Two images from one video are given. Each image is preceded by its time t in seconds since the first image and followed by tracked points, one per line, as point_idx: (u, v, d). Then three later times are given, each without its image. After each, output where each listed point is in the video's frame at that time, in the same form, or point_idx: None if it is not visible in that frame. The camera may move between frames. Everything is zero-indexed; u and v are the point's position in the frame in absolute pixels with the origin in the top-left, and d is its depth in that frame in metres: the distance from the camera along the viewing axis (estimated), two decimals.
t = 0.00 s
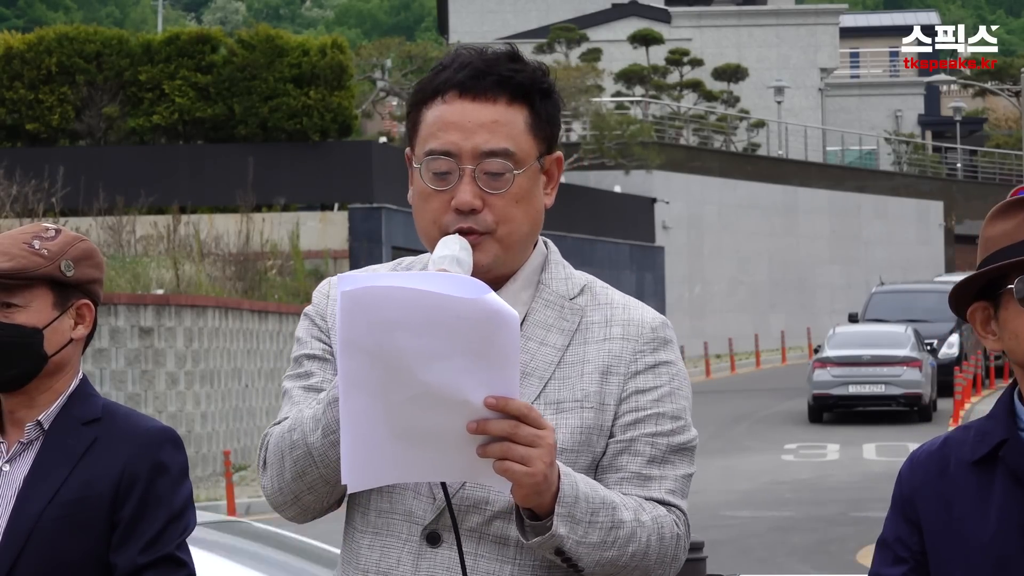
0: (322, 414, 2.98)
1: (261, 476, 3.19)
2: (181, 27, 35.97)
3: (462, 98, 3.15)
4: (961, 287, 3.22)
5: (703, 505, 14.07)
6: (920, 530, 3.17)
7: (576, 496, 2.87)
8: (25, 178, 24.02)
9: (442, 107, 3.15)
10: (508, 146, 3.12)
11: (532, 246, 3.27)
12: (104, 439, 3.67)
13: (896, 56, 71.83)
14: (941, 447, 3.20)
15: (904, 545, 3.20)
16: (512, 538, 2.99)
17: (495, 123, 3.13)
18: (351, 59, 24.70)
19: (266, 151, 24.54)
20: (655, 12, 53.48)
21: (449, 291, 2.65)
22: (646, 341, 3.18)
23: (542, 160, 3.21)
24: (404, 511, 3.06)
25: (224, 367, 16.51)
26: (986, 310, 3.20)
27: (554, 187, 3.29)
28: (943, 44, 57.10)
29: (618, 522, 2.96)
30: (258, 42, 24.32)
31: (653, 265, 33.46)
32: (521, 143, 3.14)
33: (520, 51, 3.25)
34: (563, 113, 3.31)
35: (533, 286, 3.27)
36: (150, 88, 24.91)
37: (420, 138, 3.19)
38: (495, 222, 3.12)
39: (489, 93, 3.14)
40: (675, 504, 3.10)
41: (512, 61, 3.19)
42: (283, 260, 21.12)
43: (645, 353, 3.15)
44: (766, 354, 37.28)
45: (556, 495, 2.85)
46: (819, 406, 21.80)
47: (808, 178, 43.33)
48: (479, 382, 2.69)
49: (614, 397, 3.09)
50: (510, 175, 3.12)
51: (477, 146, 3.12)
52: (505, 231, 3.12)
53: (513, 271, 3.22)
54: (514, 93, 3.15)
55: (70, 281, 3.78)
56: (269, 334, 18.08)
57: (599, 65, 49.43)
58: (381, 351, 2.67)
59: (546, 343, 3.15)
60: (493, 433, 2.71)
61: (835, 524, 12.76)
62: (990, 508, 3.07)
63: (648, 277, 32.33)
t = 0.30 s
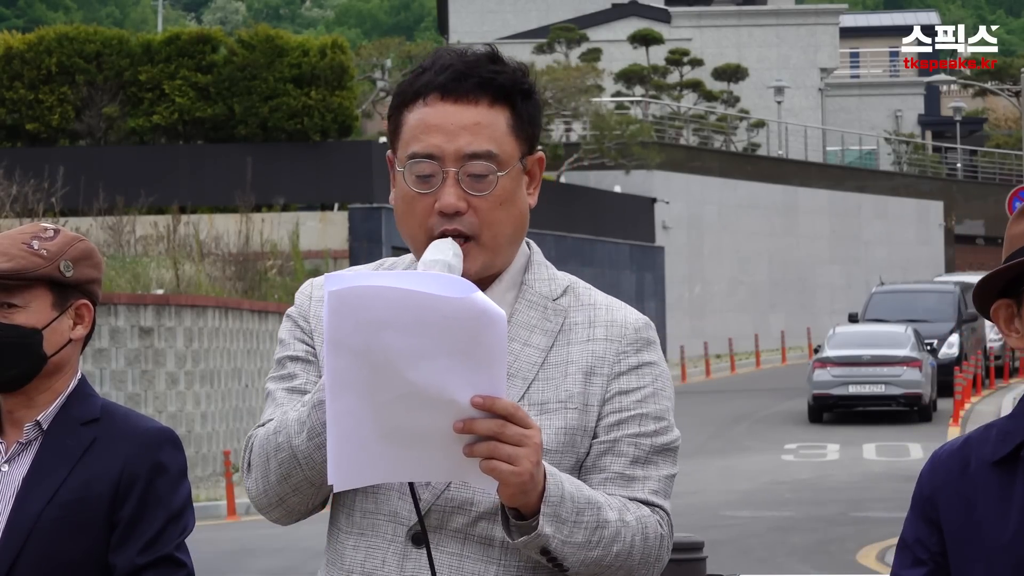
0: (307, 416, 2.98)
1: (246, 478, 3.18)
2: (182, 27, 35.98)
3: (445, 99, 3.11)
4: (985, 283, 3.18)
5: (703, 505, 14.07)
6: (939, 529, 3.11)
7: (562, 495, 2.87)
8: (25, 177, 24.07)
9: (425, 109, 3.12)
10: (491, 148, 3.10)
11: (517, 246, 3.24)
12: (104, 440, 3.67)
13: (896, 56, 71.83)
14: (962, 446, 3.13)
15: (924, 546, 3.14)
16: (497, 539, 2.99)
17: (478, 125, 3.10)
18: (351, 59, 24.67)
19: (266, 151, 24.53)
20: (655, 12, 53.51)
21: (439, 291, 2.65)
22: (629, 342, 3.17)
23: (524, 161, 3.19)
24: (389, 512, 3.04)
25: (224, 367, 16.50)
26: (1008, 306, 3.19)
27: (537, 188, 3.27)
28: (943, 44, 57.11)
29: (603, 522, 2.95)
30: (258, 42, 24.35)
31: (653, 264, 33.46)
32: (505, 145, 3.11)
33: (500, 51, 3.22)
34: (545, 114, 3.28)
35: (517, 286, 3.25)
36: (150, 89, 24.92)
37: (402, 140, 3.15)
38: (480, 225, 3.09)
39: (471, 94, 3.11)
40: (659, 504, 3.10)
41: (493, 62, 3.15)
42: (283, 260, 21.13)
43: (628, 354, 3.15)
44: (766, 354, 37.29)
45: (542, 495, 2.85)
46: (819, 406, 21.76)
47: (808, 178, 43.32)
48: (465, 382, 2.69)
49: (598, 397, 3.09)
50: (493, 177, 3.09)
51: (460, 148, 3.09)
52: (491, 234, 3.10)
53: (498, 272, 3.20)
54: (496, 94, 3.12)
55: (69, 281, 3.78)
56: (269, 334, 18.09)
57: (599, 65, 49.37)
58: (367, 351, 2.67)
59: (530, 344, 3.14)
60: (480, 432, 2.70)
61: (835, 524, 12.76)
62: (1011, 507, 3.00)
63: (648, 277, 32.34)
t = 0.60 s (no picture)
0: (301, 423, 2.97)
1: (240, 483, 3.17)
2: (181, 27, 35.97)
3: (438, 98, 3.11)
4: (996, 280, 3.18)
5: (703, 505, 14.06)
6: (954, 523, 3.06)
7: (559, 495, 2.87)
8: (25, 177, 24.09)
9: (419, 109, 3.12)
10: (486, 147, 3.10)
11: (510, 245, 3.24)
12: (101, 440, 3.68)
13: (896, 56, 71.84)
14: (980, 442, 3.07)
15: (941, 539, 3.08)
16: (495, 539, 3.00)
17: (473, 125, 3.10)
18: (352, 59, 24.66)
19: (266, 151, 24.52)
20: (655, 12, 53.51)
21: (433, 290, 2.66)
22: (625, 340, 3.17)
23: (518, 161, 3.19)
24: (385, 514, 3.03)
25: (224, 367, 16.49)
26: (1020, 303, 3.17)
27: (531, 188, 3.28)
28: (942, 45, 57.09)
29: (602, 521, 2.96)
30: (259, 42, 24.40)
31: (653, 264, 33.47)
32: (499, 145, 3.12)
33: (494, 51, 3.22)
34: (539, 114, 3.28)
35: (510, 288, 3.25)
36: (150, 89, 24.94)
37: (396, 142, 3.15)
38: (475, 225, 3.09)
39: (465, 95, 3.11)
40: (655, 502, 3.10)
41: (486, 63, 3.14)
42: (283, 260, 21.13)
43: (624, 352, 3.15)
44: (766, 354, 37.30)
45: (539, 493, 2.85)
46: (819, 406, 21.74)
47: (808, 178, 43.31)
48: (462, 383, 2.69)
49: (594, 396, 3.09)
50: (490, 176, 3.09)
51: (455, 148, 3.09)
52: (486, 234, 3.10)
53: (492, 272, 3.20)
54: (490, 94, 3.12)
55: (81, 280, 3.82)
56: (269, 334, 18.10)
57: (599, 65, 49.36)
58: (362, 353, 2.68)
59: (524, 343, 3.14)
60: (477, 433, 2.71)
61: (835, 524, 12.76)
62: None
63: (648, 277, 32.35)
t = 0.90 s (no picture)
0: (319, 416, 2.98)
1: (249, 474, 3.17)
2: (181, 28, 35.93)
3: (457, 97, 3.12)
4: (999, 278, 3.18)
5: (703, 505, 14.06)
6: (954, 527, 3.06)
7: (573, 493, 2.88)
8: (24, 177, 24.08)
9: (436, 107, 3.12)
10: (503, 145, 3.10)
11: (522, 245, 3.24)
12: (100, 439, 3.68)
13: (896, 56, 71.81)
14: (983, 444, 3.06)
15: (939, 544, 3.09)
16: (506, 537, 2.99)
17: (490, 123, 3.11)
18: (352, 59, 24.60)
19: (266, 151, 24.53)
20: (655, 12, 53.52)
21: (450, 286, 2.66)
22: (635, 339, 3.18)
23: (533, 162, 3.19)
24: (395, 511, 3.03)
25: (224, 367, 16.50)
26: None
27: (544, 188, 3.28)
28: (943, 45, 57.09)
29: (614, 519, 2.96)
30: (258, 42, 24.42)
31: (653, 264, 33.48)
32: (515, 144, 3.12)
33: (510, 51, 3.22)
34: (553, 115, 3.29)
35: (521, 286, 3.26)
36: (150, 89, 24.95)
37: (413, 137, 3.15)
38: (490, 223, 3.09)
39: (484, 94, 3.11)
40: (667, 502, 3.11)
41: (504, 62, 3.15)
42: (283, 260, 21.14)
43: (635, 351, 3.16)
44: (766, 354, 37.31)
45: (553, 492, 2.85)
46: (819, 406, 21.76)
47: (808, 178, 43.31)
48: (478, 381, 2.70)
49: (606, 395, 3.09)
50: (506, 175, 3.09)
51: (472, 146, 3.09)
52: (500, 233, 3.10)
53: (503, 270, 3.20)
54: (508, 93, 3.12)
55: (84, 281, 3.83)
56: (269, 334, 18.10)
57: (599, 65, 49.34)
58: (379, 350, 2.68)
59: (536, 341, 3.14)
60: (492, 431, 2.71)
61: (835, 524, 12.77)
62: None
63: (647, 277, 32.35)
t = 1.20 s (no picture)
0: (340, 412, 2.97)
1: (267, 470, 3.16)
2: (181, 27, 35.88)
3: (482, 93, 3.12)
4: (990, 280, 3.21)
5: (703, 505, 14.06)
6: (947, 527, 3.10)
7: (593, 493, 2.86)
8: (24, 177, 24.06)
9: (461, 103, 3.12)
10: (527, 144, 3.10)
11: (541, 245, 3.24)
12: (99, 439, 3.68)
13: (896, 56, 71.82)
14: (976, 446, 3.11)
15: (931, 543, 3.13)
16: (526, 537, 2.99)
17: (515, 121, 3.10)
18: (351, 59, 24.53)
19: (265, 151, 24.52)
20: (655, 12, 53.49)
21: (473, 284, 2.65)
22: (655, 340, 3.18)
23: (556, 162, 3.19)
24: (415, 511, 3.03)
25: (224, 367, 16.50)
26: (1013, 309, 3.20)
27: (565, 190, 3.28)
28: (942, 45, 57.09)
29: (634, 519, 2.95)
30: (258, 42, 24.32)
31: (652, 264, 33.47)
32: (539, 143, 3.12)
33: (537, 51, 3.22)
34: (576, 115, 3.30)
35: (539, 285, 3.26)
36: (150, 89, 24.91)
37: (436, 131, 3.15)
38: (510, 222, 3.09)
39: (509, 91, 3.11)
40: (686, 502, 3.10)
41: (531, 61, 3.15)
42: (283, 260, 21.15)
43: (655, 351, 3.16)
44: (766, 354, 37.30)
45: (575, 492, 2.84)
46: (819, 406, 21.75)
47: (808, 178, 43.30)
48: (501, 379, 2.69)
49: (625, 395, 3.09)
50: (528, 173, 3.09)
51: (496, 143, 3.09)
52: (521, 231, 3.10)
53: (524, 268, 3.21)
54: (533, 92, 3.12)
55: (83, 282, 3.83)
56: (269, 334, 18.08)
57: (599, 64, 49.31)
58: (403, 347, 2.67)
59: (556, 341, 3.14)
60: (514, 428, 2.70)
61: (836, 525, 12.76)
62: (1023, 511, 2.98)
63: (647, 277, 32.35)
